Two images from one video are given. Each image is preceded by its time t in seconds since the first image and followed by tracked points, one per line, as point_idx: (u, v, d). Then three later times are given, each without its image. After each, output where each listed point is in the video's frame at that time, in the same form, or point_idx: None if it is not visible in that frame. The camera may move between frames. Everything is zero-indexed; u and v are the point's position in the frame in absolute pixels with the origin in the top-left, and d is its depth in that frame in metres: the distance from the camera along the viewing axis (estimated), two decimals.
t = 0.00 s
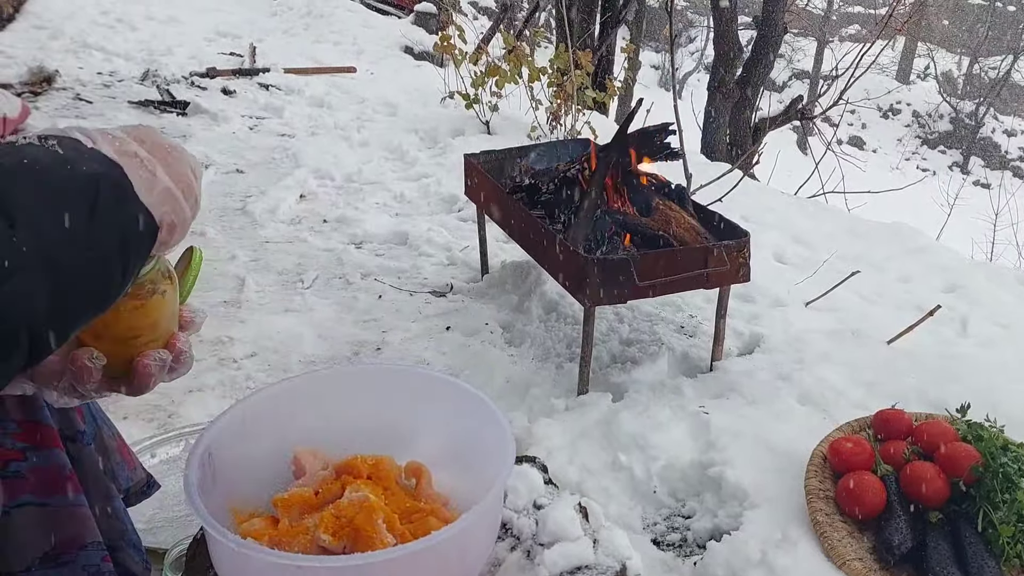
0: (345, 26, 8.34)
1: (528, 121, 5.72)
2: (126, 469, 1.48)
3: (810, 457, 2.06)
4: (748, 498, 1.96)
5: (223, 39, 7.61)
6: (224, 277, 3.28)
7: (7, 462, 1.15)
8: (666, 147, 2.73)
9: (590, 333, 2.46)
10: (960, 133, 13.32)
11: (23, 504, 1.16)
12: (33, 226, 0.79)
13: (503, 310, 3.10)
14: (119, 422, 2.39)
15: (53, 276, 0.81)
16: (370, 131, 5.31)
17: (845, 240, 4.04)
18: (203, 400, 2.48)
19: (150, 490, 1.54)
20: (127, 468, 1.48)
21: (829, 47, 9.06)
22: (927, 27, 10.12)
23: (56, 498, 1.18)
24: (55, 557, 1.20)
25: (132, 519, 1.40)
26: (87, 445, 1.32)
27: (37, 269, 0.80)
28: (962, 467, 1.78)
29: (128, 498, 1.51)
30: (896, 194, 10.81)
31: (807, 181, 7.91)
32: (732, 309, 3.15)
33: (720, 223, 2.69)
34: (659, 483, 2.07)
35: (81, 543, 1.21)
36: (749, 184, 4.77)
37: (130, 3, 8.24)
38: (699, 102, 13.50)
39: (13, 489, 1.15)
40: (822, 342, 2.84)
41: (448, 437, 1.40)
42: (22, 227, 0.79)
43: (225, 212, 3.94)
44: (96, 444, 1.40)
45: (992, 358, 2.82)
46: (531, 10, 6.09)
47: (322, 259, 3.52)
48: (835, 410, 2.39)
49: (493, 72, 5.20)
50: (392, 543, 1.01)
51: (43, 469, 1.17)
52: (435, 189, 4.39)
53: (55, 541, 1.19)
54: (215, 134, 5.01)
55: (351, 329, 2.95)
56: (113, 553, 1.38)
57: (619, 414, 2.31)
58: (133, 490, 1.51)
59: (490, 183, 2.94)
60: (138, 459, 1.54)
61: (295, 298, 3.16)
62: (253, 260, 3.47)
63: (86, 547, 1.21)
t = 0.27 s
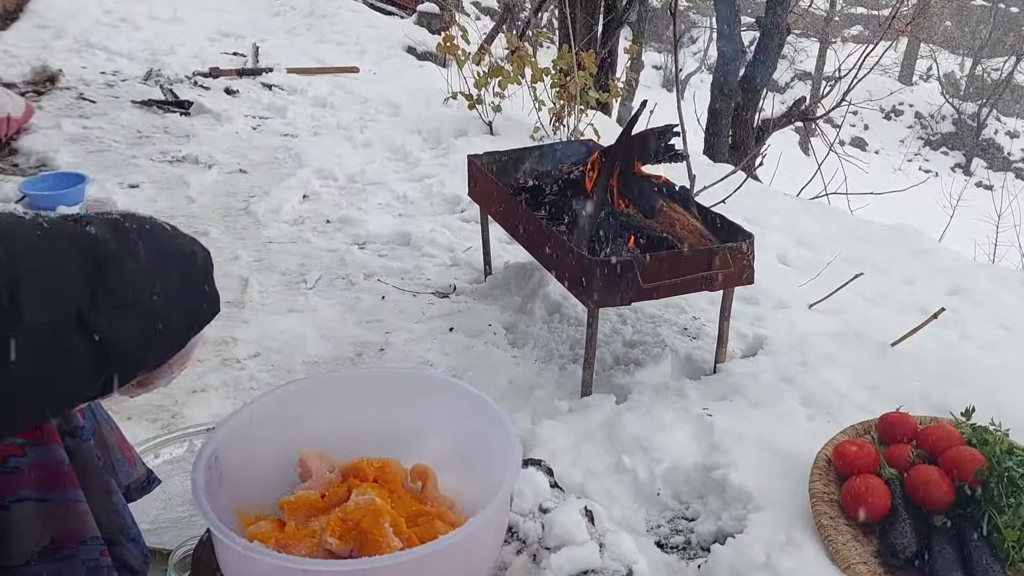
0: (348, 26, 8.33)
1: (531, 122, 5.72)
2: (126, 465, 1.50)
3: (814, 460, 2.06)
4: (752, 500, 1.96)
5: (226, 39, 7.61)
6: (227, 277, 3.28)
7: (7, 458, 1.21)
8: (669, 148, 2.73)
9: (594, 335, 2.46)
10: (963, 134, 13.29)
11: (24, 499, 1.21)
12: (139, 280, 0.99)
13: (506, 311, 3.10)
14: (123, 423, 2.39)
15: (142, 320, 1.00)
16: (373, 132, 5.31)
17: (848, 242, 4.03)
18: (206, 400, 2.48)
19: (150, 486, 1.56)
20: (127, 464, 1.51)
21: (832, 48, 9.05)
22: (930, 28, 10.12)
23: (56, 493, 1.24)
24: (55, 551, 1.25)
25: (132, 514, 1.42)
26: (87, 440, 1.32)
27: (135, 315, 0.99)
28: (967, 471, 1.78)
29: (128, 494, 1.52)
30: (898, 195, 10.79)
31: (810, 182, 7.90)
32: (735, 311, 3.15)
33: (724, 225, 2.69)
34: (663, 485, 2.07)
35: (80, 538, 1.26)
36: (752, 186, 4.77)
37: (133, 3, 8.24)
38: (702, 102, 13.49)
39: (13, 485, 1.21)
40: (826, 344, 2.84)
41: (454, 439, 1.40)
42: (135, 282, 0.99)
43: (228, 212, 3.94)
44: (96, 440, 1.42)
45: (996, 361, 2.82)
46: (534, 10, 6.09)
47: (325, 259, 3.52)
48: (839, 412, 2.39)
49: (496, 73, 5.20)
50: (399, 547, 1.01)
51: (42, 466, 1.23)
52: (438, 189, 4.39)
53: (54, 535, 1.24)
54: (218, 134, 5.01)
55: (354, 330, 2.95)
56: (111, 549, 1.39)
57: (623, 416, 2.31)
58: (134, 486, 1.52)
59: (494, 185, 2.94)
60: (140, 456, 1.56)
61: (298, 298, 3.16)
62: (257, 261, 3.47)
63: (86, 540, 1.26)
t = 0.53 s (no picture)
0: (350, 27, 8.33)
1: (533, 123, 5.71)
2: (127, 462, 1.50)
3: (818, 463, 2.06)
4: (756, 503, 1.96)
5: (228, 40, 7.61)
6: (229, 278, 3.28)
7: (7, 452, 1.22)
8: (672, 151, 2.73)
9: (597, 337, 2.46)
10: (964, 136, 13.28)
11: (24, 491, 1.23)
12: (144, 307, 1.05)
13: (508, 313, 3.10)
14: (125, 423, 2.39)
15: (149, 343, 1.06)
16: (375, 133, 5.31)
17: (850, 244, 4.03)
18: (208, 401, 2.48)
19: (150, 483, 1.56)
20: (128, 462, 1.51)
21: (834, 50, 9.06)
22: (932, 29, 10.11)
23: (56, 486, 1.25)
24: (55, 543, 1.26)
25: (132, 509, 1.42)
26: (86, 435, 1.34)
27: (140, 338, 1.05)
28: (972, 475, 1.78)
29: (129, 491, 1.53)
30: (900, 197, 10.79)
31: (811, 184, 7.89)
32: (738, 313, 3.14)
33: (726, 227, 2.69)
34: (666, 487, 2.07)
35: (80, 531, 1.27)
36: (754, 188, 4.77)
37: (135, 3, 8.25)
38: (703, 104, 13.49)
39: (13, 478, 1.22)
40: (829, 346, 2.84)
41: (457, 442, 1.40)
42: (140, 307, 1.04)
43: (230, 213, 3.94)
44: (96, 437, 1.42)
45: (999, 364, 2.81)
46: (536, 11, 6.09)
47: (327, 260, 3.52)
48: (842, 415, 2.39)
49: (498, 74, 5.20)
50: (405, 552, 1.01)
51: (41, 459, 1.24)
52: (440, 191, 4.39)
53: (55, 527, 1.25)
54: (220, 135, 5.01)
55: (356, 331, 2.94)
56: (111, 543, 1.39)
57: (626, 418, 2.31)
58: (134, 483, 1.53)
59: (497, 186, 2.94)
60: (140, 454, 1.56)
61: (300, 299, 3.16)
62: (259, 261, 3.47)
63: (86, 533, 1.27)
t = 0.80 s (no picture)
0: (352, 28, 8.34)
1: (534, 125, 5.72)
2: (131, 460, 1.50)
3: (820, 465, 2.06)
4: (757, 505, 1.96)
5: (231, 41, 7.63)
6: (232, 279, 3.29)
7: (14, 444, 1.19)
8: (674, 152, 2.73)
9: (599, 339, 2.46)
10: (966, 138, 13.28)
11: (31, 483, 1.21)
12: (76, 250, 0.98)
13: (510, 314, 3.10)
14: (128, 424, 2.40)
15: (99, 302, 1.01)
16: (377, 134, 5.31)
17: (852, 246, 4.03)
18: (211, 402, 2.48)
19: (153, 481, 1.56)
20: (132, 459, 1.51)
21: (836, 52, 9.06)
22: (933, 31, 10.12)
23: (64, 479, 1.24)
24: (61, 536, 1.25)
25: (135, 504, 1.42)
26: (92, 431, 1.34)
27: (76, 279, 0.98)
28: (974, 477, 1.78)
29: (132, 489, 1.53)
30: (902, 199, 10.79)
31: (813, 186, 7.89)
32: (740, 315, 3.14)
33: (728, 230, 2.69)
34: (668, 489, 2.07)
35: (88, 523, 1.26)
36: (756, 190, 4.77)
37: (137, 4, 8.26)
38: (705, 106, 13.50)
39: (21, 469, 1.20)
40: (831, 349, 2.84)
41: (460, 445, 1.41)
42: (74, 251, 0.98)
43: (232, 214, 3.95)
44: (100, 433, 1.41)
45: (1001, 367, 2.81)
46: (538, 13, 6.09)
47: (330, 261, 3.53)
48: (844, 417, 2.39)
49: (500, 76, 5.21)
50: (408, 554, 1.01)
51: (50, 451, 1.22)
52: (442, 192, 4.39)
53: (62, 519, 1.24)
54: (222, 136, 5.02)
55: (358, 333, 2.95)
56: (116, 538, 1.39)
57: (628, 420, 2.31)
58: (138, 481, 1.53)
59: (499, 188, 2.94)
60: (143, 451, 1.56)
61: (302, 300, 3.17)
62: (261, 263, 3.47)
63: (93, 525, 1.27)
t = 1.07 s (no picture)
0: (353, 29, 8.34)
1: (535, 126, 5.72)
2: (126, 458, 1.50)
3: (820, 466, 2.06)
4: (757, 507, 1.96)
5: (232, 41, 7.64)
6: (232, 280, 3.29)
7: (9, 440, 1.20)
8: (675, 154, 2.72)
9: (599, 340, 2.45)
10: (967, 139, 13.28)
11: (26, 479, 1.21)
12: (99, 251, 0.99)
13: (511, 315, 3.10)
14: (128, 425, 2.40)
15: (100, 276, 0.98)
16: (378, 135, 5.32)
17: (852, 247, 4.03)
18: (211, 403, 2.48)
19: (150, 479, 1.56)
20: (127, 458, 1.51)
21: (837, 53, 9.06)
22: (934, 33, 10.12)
23: (59, 475, 1.23)
24: (56, 532, 1.25)
25: (131, 502, 1.42)
26: (87, 428, 1.31)
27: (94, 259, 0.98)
28: (974, 479, 1.79)
29: (128, 487, 1.53)
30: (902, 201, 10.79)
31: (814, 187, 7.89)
32: (740, 316, 3.14)
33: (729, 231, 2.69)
34: (668, 491, 2.07)
35: (83, 519, 1.26)
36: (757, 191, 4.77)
37: (138, 5, 8.27)
38: (706, 107, 13.50)
39: (15, 465, 1.20)
40: (831, 350, 2.84)
41: (461, 446, 1.41)
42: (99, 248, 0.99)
43: (233, 215, 3.95)
44: (96, 430, 1.41)
45: (1003, 368, 2.81)
46: (539, 14, 6.10)
47: (330, 262, 3.53)
48: (845, 418, 2.38)
49: (501, 77, 5.21)
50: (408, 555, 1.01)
51: (45, 448, 1.22)
52: (443, 193, 4.39)
53: (57, 515, 1.24)
54: (223, 136, 5.03)
55: (358, 333, 2.95)
56: (112, 535, 1.39)
57: (628, 422, 2.31)
58: (133, 480, 1.53)
59: (500, 189, 2.94)
60: (139, 451, 1.56)
61: (303, 301, 3.17)
62: (262, 263, 3.47)
63: (88, 522, 1.27)
